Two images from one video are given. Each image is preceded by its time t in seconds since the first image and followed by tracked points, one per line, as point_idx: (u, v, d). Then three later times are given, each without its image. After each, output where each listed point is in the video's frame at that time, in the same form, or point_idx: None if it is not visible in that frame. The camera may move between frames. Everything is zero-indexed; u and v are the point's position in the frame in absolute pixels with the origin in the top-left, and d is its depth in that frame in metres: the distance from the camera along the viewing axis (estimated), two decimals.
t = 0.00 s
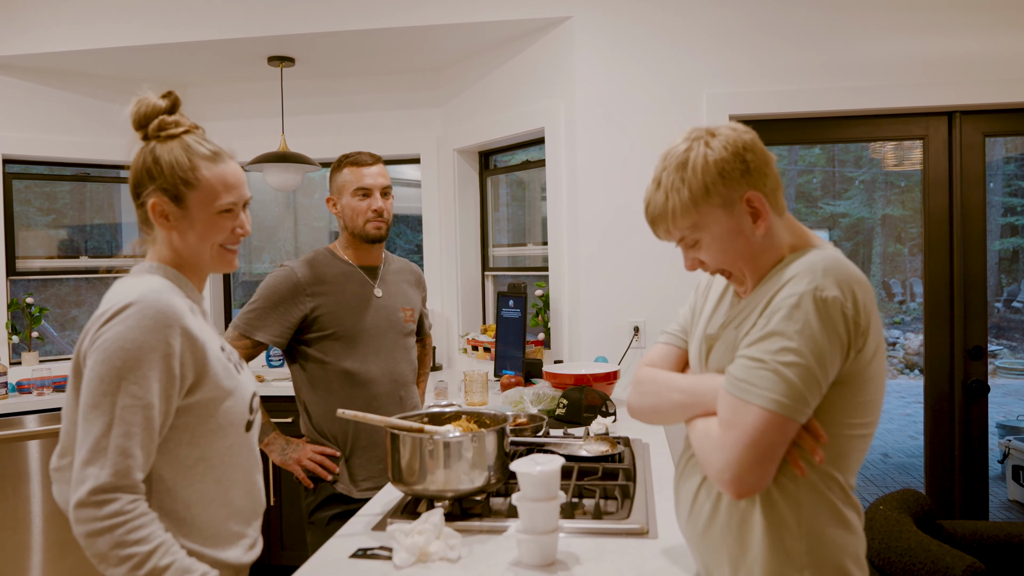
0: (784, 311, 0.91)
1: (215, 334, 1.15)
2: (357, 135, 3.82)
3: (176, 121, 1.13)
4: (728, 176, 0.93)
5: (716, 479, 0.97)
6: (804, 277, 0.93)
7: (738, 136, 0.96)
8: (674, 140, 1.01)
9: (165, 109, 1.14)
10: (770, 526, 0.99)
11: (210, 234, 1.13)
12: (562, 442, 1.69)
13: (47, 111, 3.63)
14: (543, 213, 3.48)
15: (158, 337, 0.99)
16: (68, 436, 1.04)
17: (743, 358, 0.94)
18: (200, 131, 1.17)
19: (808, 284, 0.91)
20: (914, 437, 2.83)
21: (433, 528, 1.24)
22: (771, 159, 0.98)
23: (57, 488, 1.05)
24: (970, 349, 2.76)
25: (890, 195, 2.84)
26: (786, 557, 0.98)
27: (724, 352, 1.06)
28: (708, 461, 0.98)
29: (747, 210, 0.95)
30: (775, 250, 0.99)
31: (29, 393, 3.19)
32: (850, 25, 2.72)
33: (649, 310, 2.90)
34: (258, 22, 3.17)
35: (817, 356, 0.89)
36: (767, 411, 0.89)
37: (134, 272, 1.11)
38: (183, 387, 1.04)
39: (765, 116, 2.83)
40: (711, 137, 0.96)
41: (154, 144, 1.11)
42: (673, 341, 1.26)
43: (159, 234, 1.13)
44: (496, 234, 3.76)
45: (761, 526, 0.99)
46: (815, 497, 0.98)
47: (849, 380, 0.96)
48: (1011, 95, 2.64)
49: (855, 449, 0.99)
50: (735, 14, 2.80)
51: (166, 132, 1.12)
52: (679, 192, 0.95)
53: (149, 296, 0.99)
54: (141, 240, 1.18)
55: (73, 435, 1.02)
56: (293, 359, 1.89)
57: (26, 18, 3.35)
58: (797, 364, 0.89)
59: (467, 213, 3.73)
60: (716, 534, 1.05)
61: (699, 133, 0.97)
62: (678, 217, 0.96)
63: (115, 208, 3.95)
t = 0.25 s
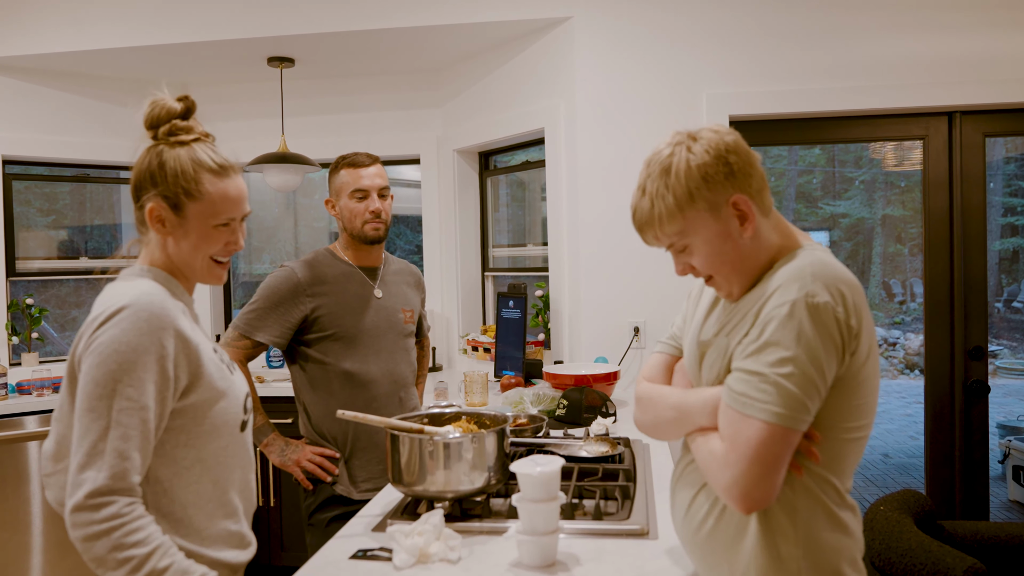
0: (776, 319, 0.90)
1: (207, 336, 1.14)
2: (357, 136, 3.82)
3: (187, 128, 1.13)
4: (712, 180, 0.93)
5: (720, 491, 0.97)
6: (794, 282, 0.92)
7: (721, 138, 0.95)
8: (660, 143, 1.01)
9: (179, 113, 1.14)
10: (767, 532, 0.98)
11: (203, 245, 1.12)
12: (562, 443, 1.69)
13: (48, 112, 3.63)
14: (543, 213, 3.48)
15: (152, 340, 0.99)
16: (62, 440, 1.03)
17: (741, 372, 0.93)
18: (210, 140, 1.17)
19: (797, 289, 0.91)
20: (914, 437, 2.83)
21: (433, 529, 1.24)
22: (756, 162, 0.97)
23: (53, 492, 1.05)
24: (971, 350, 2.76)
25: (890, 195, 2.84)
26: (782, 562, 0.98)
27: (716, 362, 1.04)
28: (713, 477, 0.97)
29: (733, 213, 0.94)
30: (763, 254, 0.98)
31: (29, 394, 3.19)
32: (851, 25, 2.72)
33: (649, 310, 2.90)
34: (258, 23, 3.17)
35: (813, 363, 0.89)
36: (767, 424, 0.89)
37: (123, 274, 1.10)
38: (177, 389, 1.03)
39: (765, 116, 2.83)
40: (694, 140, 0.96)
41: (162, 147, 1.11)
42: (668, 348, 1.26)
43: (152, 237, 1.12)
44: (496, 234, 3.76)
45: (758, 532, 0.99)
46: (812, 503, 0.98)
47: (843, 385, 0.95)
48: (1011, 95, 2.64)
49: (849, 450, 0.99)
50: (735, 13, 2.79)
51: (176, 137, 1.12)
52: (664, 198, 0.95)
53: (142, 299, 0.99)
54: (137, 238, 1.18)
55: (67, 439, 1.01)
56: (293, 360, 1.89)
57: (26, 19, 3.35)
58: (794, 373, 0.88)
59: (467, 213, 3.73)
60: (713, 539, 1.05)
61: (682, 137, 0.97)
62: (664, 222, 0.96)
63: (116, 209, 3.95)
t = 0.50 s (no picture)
0: (767, 322, 0.90)
1: (197, 335, 1.14)
2: (357, 136, 3.82)
3: (181, 130, 1.14)
4: (696, 179, 0.93)
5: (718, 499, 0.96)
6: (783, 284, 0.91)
7: (707, 138, 0.95)
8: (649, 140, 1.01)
9: (174, 115, 1.14)
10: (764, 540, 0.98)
11: (195, 246, 1.12)
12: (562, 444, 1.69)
13: (47, 112, 3.63)
14: (543, 213, 3.47)
15: (139, 337, 0.98)
16: (54, 442, 1.03)
17: (735, 378, 0.92)
18: (204, 142, 1.17)
19: (787, 291, 0.90)
20: (915, 438, 2.82)
21: (433, 529, 1.23)
22: (743, 161, 0.97)
23: (47, 496, 1.05)
24: (971, 350, 2.76)
25: (890, 195, 2.84)
26: (778, 565, 0.98)
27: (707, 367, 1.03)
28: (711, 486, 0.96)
29: (717, 213, 0.94)
30: (747, 254, 0.97)
31: (29, 395, 3.19)
32: (850, 25, 2.72)
33: (649, 310, 2.90)
34: (257, 23, 3.17)
35: (806, 366, 0.88)
36: (763, 430, 0.88)
37: (115, 276, 1.10)
38: (166, 387, 1.03)
39: (765, 117, 2.83)
40: (680, 139, 0.96)
41: (155, 148, 1.11)
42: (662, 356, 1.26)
43: (144, 237, 1.12)
44: (496, 235, 3.76)
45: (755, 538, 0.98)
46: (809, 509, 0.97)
47: (839, 387, 0.94)
48: (1011, 94, 2.64)
49: (847, 452, 0.98)
50: (735, 14, 2.79)
51: (169, 139, 1.12)
52: (648, 195, 0.95)
53: (127, 297, 0.99)
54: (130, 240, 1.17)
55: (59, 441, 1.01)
56: (293, 360, 1.89)
57: (26, 19, 3.34)
58: (789, 378, 0.88)
59: (467, 213, 3.73)
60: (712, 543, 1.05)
61: (669, 134, 0.97)
62: (647, 219, 0.96)
63: (116, 210, 3.95)
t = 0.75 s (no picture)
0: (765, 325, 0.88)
1: (190, 336, 1.14)
2: (357, 136, 3.82)
3: (173, 130, 1.13)
4: (679, 181, 0.92)
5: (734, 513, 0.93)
6: (780, 285, 0.90)
7: (693, 138, 0.94)
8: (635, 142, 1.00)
9: (165, 115, 1.14)
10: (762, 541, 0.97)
11: (190, 246, 1.12)
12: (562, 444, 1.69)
13: (46, 113, 3.63)
14: (543, 214, 3.47)
15: (131, 336, 0.98)
16: (50, 446, 1.03)
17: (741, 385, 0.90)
18: (197, 142, 1.17)
19: (783, 291, 0.88)
20: (915, 438, 2.82)
21: (433, 531, 1.23)
22: (728, 160, 0.96)
23: (45, 500, 1.04)
24: (972, 350, 2.76)
25: (889, 195, 2.84)
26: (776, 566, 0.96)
27: (706, 375, 1.01)
28: (725, 500, 0.93)
29: (701, 214, 0.93)
30: (734, 254, 0.96)
31: (29, 396, 3.18)
32: (850, 25, 2.72)
33: (649, 310, 2.90)
34: (257, 24, 3.17)
35: (809, 367, 0.86)
36: (772, 434, 0.86)
37: (110, 276, 1.09)
38: (159, 387, 1.03)
39: (765, 116, 2.82)
40: (664, 140, 0.95)
41: (148, 149, 1.11)
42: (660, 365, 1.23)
43: (139, 239, 1.11)
44: (495, 235, 3.75)
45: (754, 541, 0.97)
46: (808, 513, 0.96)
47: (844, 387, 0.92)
48: (1011, 94, 2.64)
49: (848, 456, 0.97)
50: (735, 13, 2.79)
51: (162, 139, 1.12)
52: (632, 197, 0.95)
53: (117, 297, 0.99)
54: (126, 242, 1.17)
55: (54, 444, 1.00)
56: (294, 361, 1.89)
57: (25, 20, 3.34)
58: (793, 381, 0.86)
59: (467, 214, 3.72)
60: (711, 547, 1.04)
61: (654, 136, 0.96)
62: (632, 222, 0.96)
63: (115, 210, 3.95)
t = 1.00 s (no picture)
0: (791, 329, 0.83)
1: (191, 337, 1.13)
2: (357, 137, 3.81)
3: (172, 130, 1.13)
4: (663, 186, 0.92)
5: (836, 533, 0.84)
6: (796, 285, 0.85)
7: (676, 143, 0.93)
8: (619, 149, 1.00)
9: (164, 116, 1.14)
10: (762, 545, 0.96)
11: (191, 245, 1.11)
12: (564, 445, 1.68)
13: (46, 113, 3.62)
14: (543, 214, 3.47)
15: (132, 337, 0.98)
16: (50, 448, 1.02)
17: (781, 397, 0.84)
18: (196, 142, 1.17)
19: (795, 292, 0.85)
20: (916, 438, 2.82)
21: (434, 532, 1.23)
22: (715, 163, 0.95)
23: (45, 503, 1.04)
24: (973, 350, 2.75)
25: (890, 195, 2.83)
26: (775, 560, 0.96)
27: (716, 395, 0.96)
28: (821, 525, 0.84)
29: (689, 218, 0.92)
30: (725, 254, 0.95)
31: (28, 397, 3.18)
32: (851, 25, 2.72)
33: (650, 311, 2.90)
34: (257, 24, 3.16)
35: (850, 363, 0.82)
36: (838, 437, 0.80)
37: (111, 277, 1.09)
38: (160, 388, 1.03)
39: (765, 117, 2.82)
40: (648, 146, 0.95)
41: (147, 149, 1.11)
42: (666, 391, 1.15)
43: (140, 239, 1.11)
44: (496, 235, 3.75)
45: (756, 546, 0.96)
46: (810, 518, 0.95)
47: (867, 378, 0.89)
48: (1012, 94, 2.63)
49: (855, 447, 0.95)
50: (735, 14, 2.79)
51: (161, 139, 1.12)
52: (619, 205, 0.95)
53: (118, 298, 0.99)
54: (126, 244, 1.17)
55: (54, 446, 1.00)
56: (297, 361, 1.89)
57: (25, 20, 3.34)
58: (841, 379, 0.81)
59: (467, 214, 3.72)
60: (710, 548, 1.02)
61: (639, 142, 0.96)
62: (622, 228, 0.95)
63: (115, 211, 3.94)
